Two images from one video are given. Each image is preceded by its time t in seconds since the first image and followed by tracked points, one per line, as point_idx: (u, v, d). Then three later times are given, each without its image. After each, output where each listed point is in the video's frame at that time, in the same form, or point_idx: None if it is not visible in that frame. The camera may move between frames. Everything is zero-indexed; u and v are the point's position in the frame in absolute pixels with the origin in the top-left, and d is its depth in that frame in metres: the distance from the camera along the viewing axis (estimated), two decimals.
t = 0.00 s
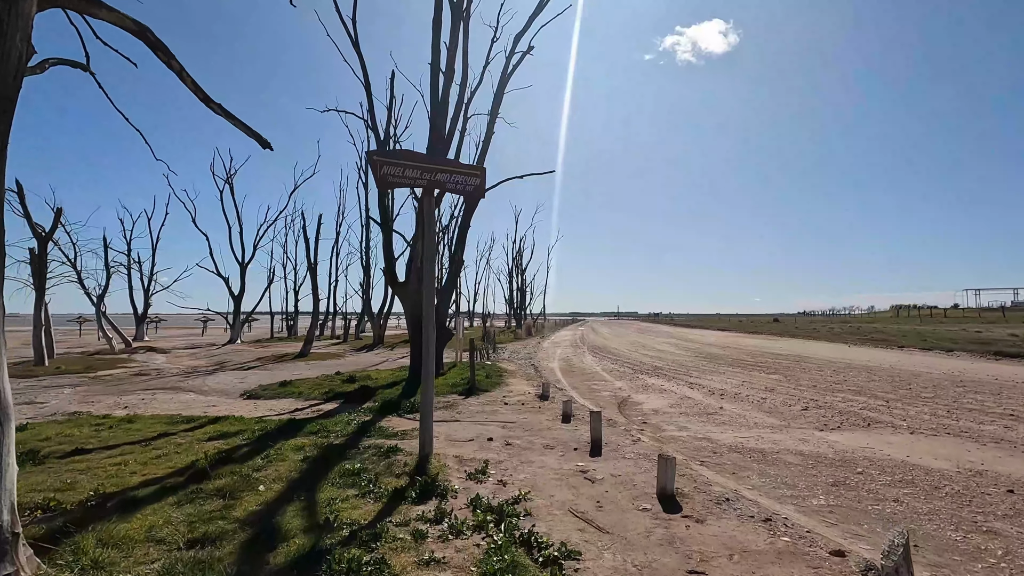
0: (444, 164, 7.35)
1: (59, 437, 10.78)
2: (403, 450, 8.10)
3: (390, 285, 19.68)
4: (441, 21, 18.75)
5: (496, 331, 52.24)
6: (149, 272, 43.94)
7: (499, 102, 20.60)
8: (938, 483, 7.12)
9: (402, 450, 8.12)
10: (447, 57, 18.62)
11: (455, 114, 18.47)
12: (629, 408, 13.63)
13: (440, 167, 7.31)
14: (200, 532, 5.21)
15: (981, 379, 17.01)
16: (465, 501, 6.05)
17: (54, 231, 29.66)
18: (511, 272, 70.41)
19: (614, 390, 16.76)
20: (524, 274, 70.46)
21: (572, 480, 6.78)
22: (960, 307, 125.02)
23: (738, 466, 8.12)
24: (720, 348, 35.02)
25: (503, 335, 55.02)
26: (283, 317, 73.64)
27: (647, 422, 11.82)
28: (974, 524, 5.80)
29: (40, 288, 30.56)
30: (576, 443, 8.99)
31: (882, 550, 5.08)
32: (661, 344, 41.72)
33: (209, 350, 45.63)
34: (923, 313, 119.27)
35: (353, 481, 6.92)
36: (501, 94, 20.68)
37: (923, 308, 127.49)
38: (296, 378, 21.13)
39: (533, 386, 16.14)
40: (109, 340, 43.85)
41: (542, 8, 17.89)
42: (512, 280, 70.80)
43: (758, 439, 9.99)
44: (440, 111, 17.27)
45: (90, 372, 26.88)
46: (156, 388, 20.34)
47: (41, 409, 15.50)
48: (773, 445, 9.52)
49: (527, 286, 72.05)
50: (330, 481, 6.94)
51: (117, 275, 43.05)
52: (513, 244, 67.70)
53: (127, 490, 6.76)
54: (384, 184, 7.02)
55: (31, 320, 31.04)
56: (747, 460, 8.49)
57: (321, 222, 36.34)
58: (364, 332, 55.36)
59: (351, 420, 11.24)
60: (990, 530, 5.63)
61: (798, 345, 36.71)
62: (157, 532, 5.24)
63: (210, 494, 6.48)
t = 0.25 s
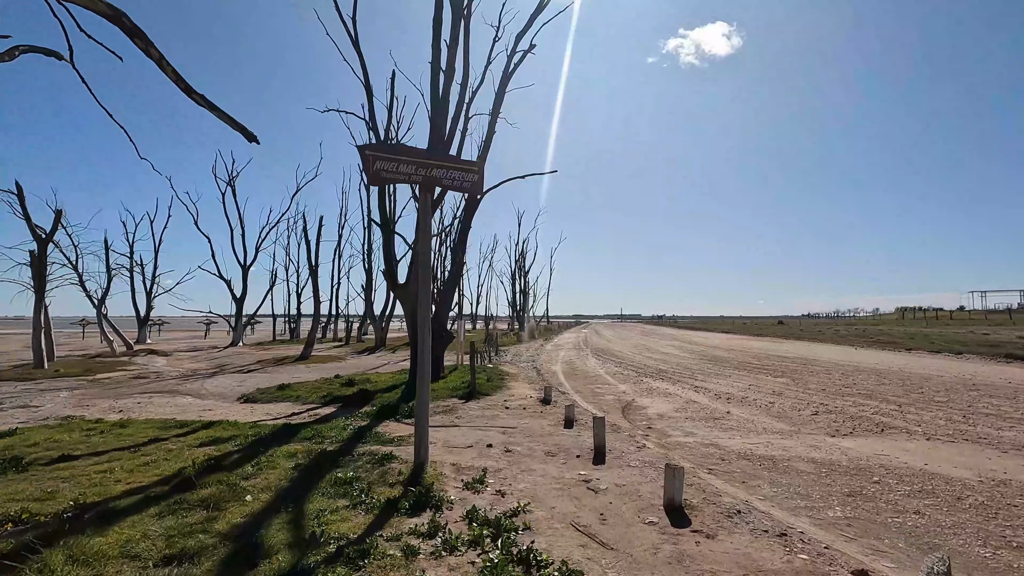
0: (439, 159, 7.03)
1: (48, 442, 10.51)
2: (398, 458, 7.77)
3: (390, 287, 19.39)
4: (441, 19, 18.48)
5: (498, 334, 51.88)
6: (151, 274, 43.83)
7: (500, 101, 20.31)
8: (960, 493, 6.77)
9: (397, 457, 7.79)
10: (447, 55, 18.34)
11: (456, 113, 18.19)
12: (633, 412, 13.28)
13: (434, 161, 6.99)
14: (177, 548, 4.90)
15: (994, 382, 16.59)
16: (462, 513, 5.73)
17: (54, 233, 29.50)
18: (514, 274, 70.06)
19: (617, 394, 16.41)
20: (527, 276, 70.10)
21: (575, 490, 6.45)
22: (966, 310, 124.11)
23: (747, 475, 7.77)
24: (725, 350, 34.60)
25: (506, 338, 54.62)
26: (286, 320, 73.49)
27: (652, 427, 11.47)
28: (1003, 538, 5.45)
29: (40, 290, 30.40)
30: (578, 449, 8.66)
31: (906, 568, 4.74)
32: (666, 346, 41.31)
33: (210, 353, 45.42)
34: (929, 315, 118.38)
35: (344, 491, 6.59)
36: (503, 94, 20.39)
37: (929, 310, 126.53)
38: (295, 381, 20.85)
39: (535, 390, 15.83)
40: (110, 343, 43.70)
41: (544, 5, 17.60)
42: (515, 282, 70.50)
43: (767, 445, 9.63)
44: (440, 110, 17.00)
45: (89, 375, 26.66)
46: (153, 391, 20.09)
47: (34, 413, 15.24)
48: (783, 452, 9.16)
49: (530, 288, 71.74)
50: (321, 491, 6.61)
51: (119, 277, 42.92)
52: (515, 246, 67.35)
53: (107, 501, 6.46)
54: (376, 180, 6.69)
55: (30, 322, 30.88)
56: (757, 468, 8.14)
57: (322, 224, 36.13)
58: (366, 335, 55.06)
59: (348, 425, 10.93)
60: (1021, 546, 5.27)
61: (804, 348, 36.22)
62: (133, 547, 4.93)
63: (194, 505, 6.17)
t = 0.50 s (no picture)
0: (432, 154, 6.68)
1: (36, 449, 10.23)
2: (392, 467, 7.44)
3: (389, 290, 19.10)
4: (441, 19, 18.24)
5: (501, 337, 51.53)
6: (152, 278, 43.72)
7: (501, 102, 20.04)
8: (985, 506, 6.39)
9: (392, 467, 7.46)
10: (447, 55, 18.08)
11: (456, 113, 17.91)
12: (637, 418, 12.92)
13: (427, 155, 6.64)
14: (150, 567, 4.57)
15: (1008, 386, 16.15)
16: (456, 529, 5.38)
17: (53, 236, 29.34)
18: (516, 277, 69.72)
19: (621, 398, 16.05)
20: (530, 279, 69.72)
21: (576, 502, 6.11)
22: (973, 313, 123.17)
23: (758, 485, 7.41)
24: (730, 353, 34.17)
25: (508, 341, 54.22)
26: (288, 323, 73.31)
27: (657, 434, 11.10)
28: None
29: (40, 294, 30.24)
30: (580, 458, 8.31)
31: None
32: (670, 350, 40.87)
33: (211, 357, 45.21)
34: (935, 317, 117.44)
35: (334, 503, 6.26)
36: (503, 94, 20.13)
37: (935, 313, 125.47)
38: (293, 385, 20.55)
39: (536, 394, 15.49)
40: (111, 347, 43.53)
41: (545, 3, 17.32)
42: (517, 285, 70.19)
43: (776, 452, 9.26)
44: (440, 110, 16.72)
45: (87, 379, 26.43)
46: (150, 396, 19.83)
47: (27, 418, 14.98)
48: (794, 460, 8.79)
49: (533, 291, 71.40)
50: (309, 503, 6.28)
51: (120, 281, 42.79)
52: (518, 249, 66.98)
53: (84, 514, 6.14)
54: (367, 175, 6.36)
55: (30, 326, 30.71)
56: (767, 478, 7.77)
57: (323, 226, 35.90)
58: (368, 339, 54.77)
59: (343, 432, 10.61)
60: None
61: (810, 351, 35.76)
62: (102, 565, 4.61)
63: (175, 518, 5.85)
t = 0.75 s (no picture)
0: (426, 154, 6.36)
1: (23, 460, 9.95)
2: (385, 482, 7.10)
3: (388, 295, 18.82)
4: (441, 20, 18.02)
5: (503, 342, 51.16)
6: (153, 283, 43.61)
7: (502, 104, 19.80)
8: (1012, 524, 6.02)
9: (385, 481, 7.13)
10: (447, 56, 17.85)
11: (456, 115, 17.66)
12: (641, 426, 12.56)
13: (420, 155, 6.33)
14: None
15: None
16: (449, 551, 5.05)
17: (53, 242, 29.22)
18: (519, 282, 69.40)
19: (625, 405, 15.69)
20: (532, 283, 69.39)
21: (578, 520, 5.78)
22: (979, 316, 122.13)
23: (769, 500, 7.06)
24: (735, 358, 33.75)
25: (511, 346, 53.85)
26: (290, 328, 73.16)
27: (662, 443, 10.75)
28: None
29: (39, 299, 30.07)
30: (582, 470, 7.98)
31: None
32: (674, 354, 40.42)
33: (212, 362, 45.00)
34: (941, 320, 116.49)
35: (322, 521, 5.93)
36: (504, 96, 19.88)
37: (941, 316, 124.44)
38: (292, 392, 20.26)
39: (538, 401, 15.16)
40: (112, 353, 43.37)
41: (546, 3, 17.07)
42: (520, 289, 69.88)
43: (787, 464, 8.91)
44: (439, 112, 16.48)
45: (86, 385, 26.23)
46: (147, 403, 19.57)
47: (19, 427, 14.73)
48: (805, 472, 8.43)
49: (535, 295, 71.08)
50: (296, 522, 5.95)
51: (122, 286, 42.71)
52: (520, 253, 66.67)
53: (59, 533, 5.85)
54: (358, 176, 6.07)
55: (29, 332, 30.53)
56: (778, 492, 7.42)
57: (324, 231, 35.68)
58: (369, 344, 54.51)
59: (338, 442, 10.30)
60: None
61: (816, 355, 35.26)
62: None
63: (153, 538, 5.55)
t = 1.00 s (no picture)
0: (425, 148, 6.12)
1: (17, 465, 9.75)
2: (384, 489, 6.86)
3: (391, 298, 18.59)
4: (444, 21, 17.85)
5: (508, 345, 50.89)
6: (157, 286, 43.59)
7: (505, 104, 19.59)
8: None
9: (383, 488, 6.88)
10: (450, 56, 17.66)
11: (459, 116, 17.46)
12: (648, 431, 12.26)
13: (418, 149, 6.09)
14: None
15: None
16: (449, 565, 4.78)
17: (57, 245, 29.18)
18: (523, 285, 69.15)
19: (631, 409, 15.40)
20: (537, 286, 69.11)
21: (585, 532, 5.49)
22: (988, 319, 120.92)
23: (784, 509, 6.75)
24: (741, 361, 33.37)
25: (515, 349, 53.53)
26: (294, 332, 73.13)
27: (670, 448, 10.46)
28: None
29: (42, 302, 30.02)
30: (588, 478, 7.69)
31: None
32: (680, 358, 40.07)
33: (216, 366, 44.89)
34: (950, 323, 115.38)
35: (317, 531, 5.68)
36: (508, 96, 19.68)
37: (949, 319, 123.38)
38: (293, 396, 20.04)
39: (542, 405, 14.88)
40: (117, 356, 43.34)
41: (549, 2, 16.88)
42: (524, 292, 69.63)
43: (800, 470, 8.59)
44: (442, 113, 16.29)
45: (88, 389, 26.10)
46: (147, 407, 19.40)
47: (17, 431, 14.53)
48: (820, 478, 8.12)
49: (540, 298, 70.78)
50: (291, 531, 5.70)
51: (126, 289, 42.78)
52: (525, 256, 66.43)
53: (43, 543, 5.63)
54: (354, 171, 5.83)
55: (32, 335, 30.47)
56: (793, 500, 7.11)
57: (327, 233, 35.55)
58: (373, 347, 54.35)
59: (336, 447, 10.05)
60: None
61: (824, 358, 34.79)
62: None
63: (141, 550, 5.29)
